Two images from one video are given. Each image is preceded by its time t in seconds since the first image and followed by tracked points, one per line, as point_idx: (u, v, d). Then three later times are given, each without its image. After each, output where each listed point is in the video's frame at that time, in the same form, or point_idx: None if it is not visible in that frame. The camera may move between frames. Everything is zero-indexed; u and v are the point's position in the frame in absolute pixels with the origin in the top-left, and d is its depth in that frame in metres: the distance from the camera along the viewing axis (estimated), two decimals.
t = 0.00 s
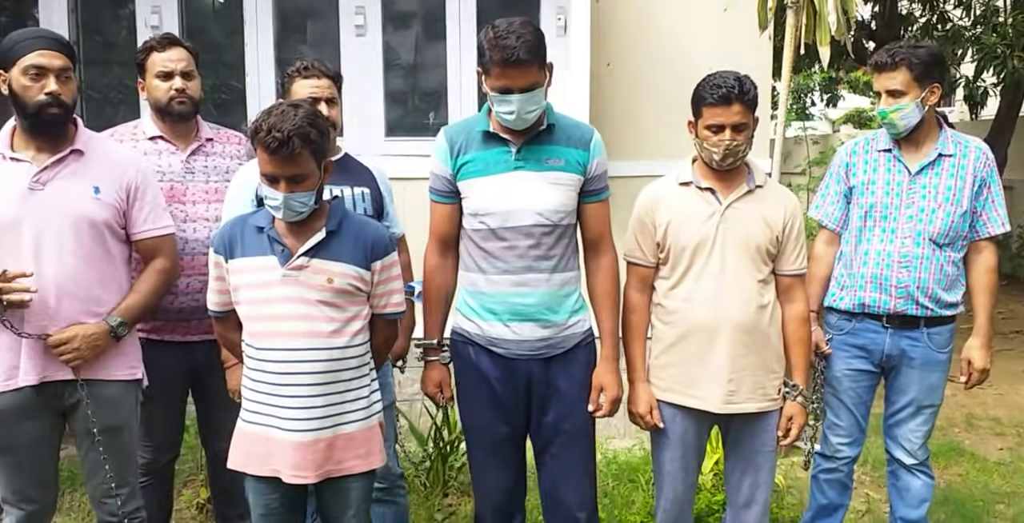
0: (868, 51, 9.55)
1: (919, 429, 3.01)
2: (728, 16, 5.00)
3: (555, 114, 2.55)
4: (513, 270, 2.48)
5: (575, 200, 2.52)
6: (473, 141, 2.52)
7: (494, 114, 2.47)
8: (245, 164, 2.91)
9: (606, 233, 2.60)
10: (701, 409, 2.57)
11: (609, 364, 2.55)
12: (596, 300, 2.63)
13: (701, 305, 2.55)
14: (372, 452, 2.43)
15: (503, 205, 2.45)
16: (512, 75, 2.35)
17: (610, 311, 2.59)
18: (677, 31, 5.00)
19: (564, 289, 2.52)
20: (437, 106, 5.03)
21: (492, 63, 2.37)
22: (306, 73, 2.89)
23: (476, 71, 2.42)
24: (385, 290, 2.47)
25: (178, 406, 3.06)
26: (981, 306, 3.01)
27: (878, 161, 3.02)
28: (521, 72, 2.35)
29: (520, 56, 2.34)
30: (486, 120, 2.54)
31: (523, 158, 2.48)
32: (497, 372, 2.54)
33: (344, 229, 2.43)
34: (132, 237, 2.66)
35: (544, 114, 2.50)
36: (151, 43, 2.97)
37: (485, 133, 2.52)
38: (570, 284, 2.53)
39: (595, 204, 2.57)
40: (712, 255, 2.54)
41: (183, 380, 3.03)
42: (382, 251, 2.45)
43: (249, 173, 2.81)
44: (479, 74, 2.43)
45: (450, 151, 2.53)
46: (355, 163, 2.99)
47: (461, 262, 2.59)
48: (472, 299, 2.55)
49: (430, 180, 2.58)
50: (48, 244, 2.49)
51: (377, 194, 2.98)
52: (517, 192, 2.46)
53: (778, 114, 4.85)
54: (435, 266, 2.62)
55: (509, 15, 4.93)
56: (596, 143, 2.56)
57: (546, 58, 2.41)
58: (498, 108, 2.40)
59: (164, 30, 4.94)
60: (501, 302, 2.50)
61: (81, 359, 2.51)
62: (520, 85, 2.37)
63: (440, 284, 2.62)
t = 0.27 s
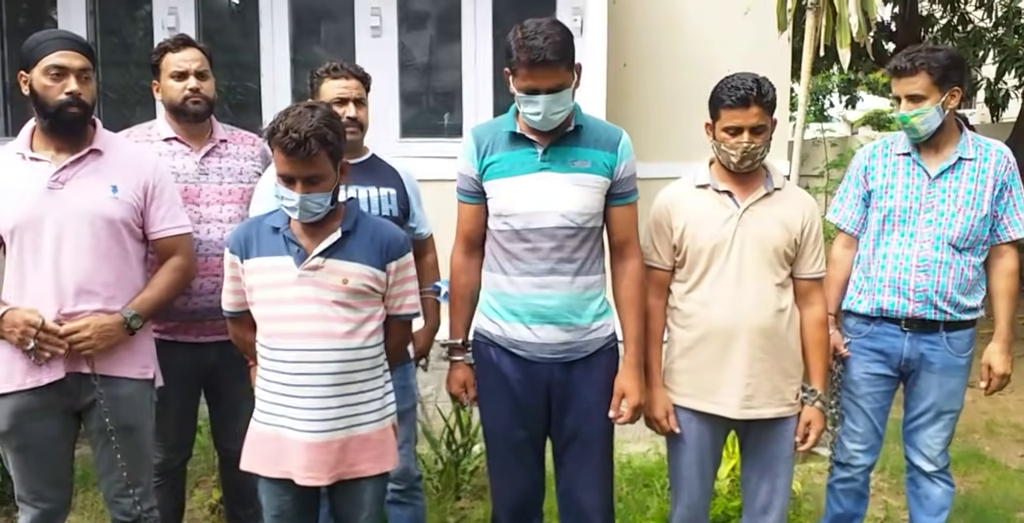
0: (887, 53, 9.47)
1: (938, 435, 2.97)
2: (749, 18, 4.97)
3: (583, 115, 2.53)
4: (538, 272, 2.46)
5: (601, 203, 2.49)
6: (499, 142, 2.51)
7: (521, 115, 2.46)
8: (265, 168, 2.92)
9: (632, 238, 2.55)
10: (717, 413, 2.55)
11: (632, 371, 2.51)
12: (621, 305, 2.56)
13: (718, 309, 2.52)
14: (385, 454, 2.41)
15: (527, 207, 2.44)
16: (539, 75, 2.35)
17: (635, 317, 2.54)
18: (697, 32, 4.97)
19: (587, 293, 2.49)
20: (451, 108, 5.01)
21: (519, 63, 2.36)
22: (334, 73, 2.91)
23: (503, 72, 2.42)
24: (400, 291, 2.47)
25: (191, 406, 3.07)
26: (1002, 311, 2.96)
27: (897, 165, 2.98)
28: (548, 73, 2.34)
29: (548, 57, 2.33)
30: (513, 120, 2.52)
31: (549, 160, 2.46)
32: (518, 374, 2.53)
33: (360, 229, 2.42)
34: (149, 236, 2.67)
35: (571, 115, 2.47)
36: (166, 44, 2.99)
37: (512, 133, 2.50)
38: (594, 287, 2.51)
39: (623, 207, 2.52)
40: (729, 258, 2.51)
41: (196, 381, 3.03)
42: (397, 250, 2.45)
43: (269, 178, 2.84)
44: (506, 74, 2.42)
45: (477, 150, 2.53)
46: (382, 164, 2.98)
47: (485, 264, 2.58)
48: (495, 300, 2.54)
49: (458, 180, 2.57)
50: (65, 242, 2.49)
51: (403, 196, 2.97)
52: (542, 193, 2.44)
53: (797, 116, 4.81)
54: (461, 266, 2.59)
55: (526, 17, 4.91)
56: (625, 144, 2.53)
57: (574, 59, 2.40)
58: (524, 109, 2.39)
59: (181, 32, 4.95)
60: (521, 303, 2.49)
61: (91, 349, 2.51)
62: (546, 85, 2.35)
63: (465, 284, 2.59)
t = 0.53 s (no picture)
0: (891, 50, 9.48)
1: (942, 428, 3.02)
2: (751, 17, 4.99)
3: (596, 114, 2.57)
4: (547, 268, 2.50)
5: (612, 201, 2.52)
6: (513, 138, 2.56)
7: (535, 112, 2.50)
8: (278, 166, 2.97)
9: (644, 236, 2.58)
10: (722, 407, 2.59)
11: (643, 368, 2.57)
12: (632, 301, 2.60)
13: (722, 304, 2.56)
14: (395, 446, 2.46)
15: (539, 203, 2.48)
16: (552, 73, 2.38)
17: (646, 314, 2.58)
18: (702, 30, 5.00)
19: (597, 289, 2.53)
20: (458, 106, 5.05)
21: (534, 61, 2.40)
22: (356, 71, 2.93)
23: (519, 70, 2.46)
24: (409, 286, 2.51)
25: (203, 401, 3.12)
26: (1004, 309, 3.00)
27: (902, 161, 3.02)
28: (562, 71, 2.38)
29: (562, 56, 2.37)
30: (527, 117, 2.57)
31: (561, 157, 2.50)
32: (528, 367, 2.57)
33: (370, 226, 2.47)
34: (161, 233, 2.71)
35: (585, 114, 2.51)
36: (177, 43, 3.04)
37: (525, 130, 2.55)
38: (604, 284, 2.55)
39: (635, 205, 2.56)
40: (733, 254, 2.55)
41: (208, 375, 3.08)
42: (406, 247, 2.49)
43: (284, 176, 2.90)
44: (522, 72, 2.46)
45: (491, 146, 2.58)
46: (401, 161, 3.03)
47: (497, 259, 2.64)
48: (506, 294, 2.59)
49: (471, 176, 2.63)
50: (79, 238, 2.53)
51: (421, 194, 3.02)
52: (554, 190, 2.48)
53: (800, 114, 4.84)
54: (473, 261, 2.67)
55: (532, 15, 4.95)
56: (637, 143, 2.56)
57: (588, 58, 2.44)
58: (538, 107, 2.43)
59: (191, 31, 5.00)
60: (532, 298, 2.53)
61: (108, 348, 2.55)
62: (560, 83, 2.39)
63: (476, 279, 2.67)
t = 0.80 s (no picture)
0: (893, 56, 9.48)
1: (944, 434, 3.01)
2: (754, 21, 4.98)
3: (605, 118, 2.57)
4: (550, 270, 2.50)
5: (620, 205, 2.51)
6: (522, 139, 2.56)
7: (544, 114, 2.50)
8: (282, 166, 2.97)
9: (651, 240, 2.57)
10: (723, 412, 2.58)
11: (646, 373, 2.55)
12: (638, 305, 2.60)
13: (725, 308, 2.56)
14: (395, 448, 2.45)
15: (546, 205, 2.48)
16: (562, 76, 2.38)
17: (651, 318, 2.57)
18: (705, 34, 5.00)
19: (601, 292, 2.53)
20: (460, 108, 5.05)
21: (545, 63, 2.40)
22: (369, 73, 2.94)
23: (529, 72, 2.46)
24: (410, 288, 2.51)
25: (203, 401, 3.11)
26: (1007, 315, 2.99)
27: (908, 168, 3.01)
28: (571, 73, 2.38)
29: (572, 58, 2.37)
30: (536, 120, 2.57)
31: (569, 160, 2.50)
32: (530, 369, 2.57)
33: (372, 227, 2.46)
34: (161, 232, 2.70)
35: (594, 117, 2.51)
36: (180, 43, 3.04)
37: (534, 132, 2.55)
38: (609, 287, 2.54)
39: (643, 210, 2.55)
40: (736, 258, 2.55)
41: (208, 375, 3.07)
42: (407, 249, 2.49)
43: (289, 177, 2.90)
44: (532, 74, 2.46)
45: (498, 148, 2.58)
46: (411, 162, 3.03)
47: (503, 260, 2.64)
48: (510, 296, 2.59)
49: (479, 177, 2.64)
50: (80, 236, 2.53)
51: (431, 196, 3.02)
52: (560, 193, 2.48)
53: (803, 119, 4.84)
54: (479, 262, 2.69)
55: (536, 18, 4.95)
56: (645, 148, 2.55)
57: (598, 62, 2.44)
58: (547, 109, 2.43)
59: (194, 31, 5.00)
60: (536, 300, 2.53)
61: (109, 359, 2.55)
62: (569, 86, 2.39)
63: (481, 280, 2.69)
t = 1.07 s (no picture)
0: (897, 52, 9.47)
1: (947, 430, 3.01)
2: (758, 16, 4.97)
3: (613, 115, 2.57)
4: (556, 267, 2.50)
5: (626, 202, 2.52)
6: (529, 136, 2.56)
7: (551, 111, 2.50)
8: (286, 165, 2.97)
9: (658, 237, 2.57)
10: (729, 408, 2.58)
11: (653, 371, 2.57)
12: (644, 303, 2.60)
13: (730, 305, 2.56)
14: (400, 446, 2.46)
15: (553, 202, 2.48)
16: (570, 73, 2.38)
17: (657, 315, 2.57)
18: (709, 30, 5.00)
19: (607, 290, 2.53)
20: (463, 106, 5.05)
21: (552, 61, 2.40)
22: (377, 72, 2.94)
23: (537, 69, 2.46)
24: (415, 285, 2.51)
25: (208, 400, 3.11)
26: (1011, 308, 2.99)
27: (912, 161, 3.02)
28: (578, 71, 2.38)
29: (580, 56, 2.36)
30: (544, 117, 2.57)
31: (576, 157, 2.50)
32: (536, 367, 2.57)
33: (377, 225, 2.47)
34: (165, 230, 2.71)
35: (601, 114, 2.51)
36: (185, 42, 3.05)
37: (541, 129, 2.55)
38: (614, 285, 2.54)
39: (649, 208, 2.55)
40: (741, 255, 2.55)
41: (213, 374, 3.08)
42: (412, 247, 2.49)
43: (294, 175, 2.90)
44: (540, 72, 2.46)
45: (506, 145, 2.59)
46: (419, 160, 3.04)
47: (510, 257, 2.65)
48: (516, 292, 2.59)
49: (487, 174, 2.65)
50: (86, 234, 2.53)
51: (439, 194, 3.02)
52: (567, 190, 2.48)
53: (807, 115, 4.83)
54: (486, 258, 2.69)
55: (540, 16, 4.95)
56: (653, 145, 2.55)
57: (606, 59, 2.44)
58: (555, 106, 2.43)
59: (198, 30, 5.00)
60: (542, 297, 2.53)
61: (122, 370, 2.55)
62: (577, 84, 2.39)
63: (488, 278, 2.69)
